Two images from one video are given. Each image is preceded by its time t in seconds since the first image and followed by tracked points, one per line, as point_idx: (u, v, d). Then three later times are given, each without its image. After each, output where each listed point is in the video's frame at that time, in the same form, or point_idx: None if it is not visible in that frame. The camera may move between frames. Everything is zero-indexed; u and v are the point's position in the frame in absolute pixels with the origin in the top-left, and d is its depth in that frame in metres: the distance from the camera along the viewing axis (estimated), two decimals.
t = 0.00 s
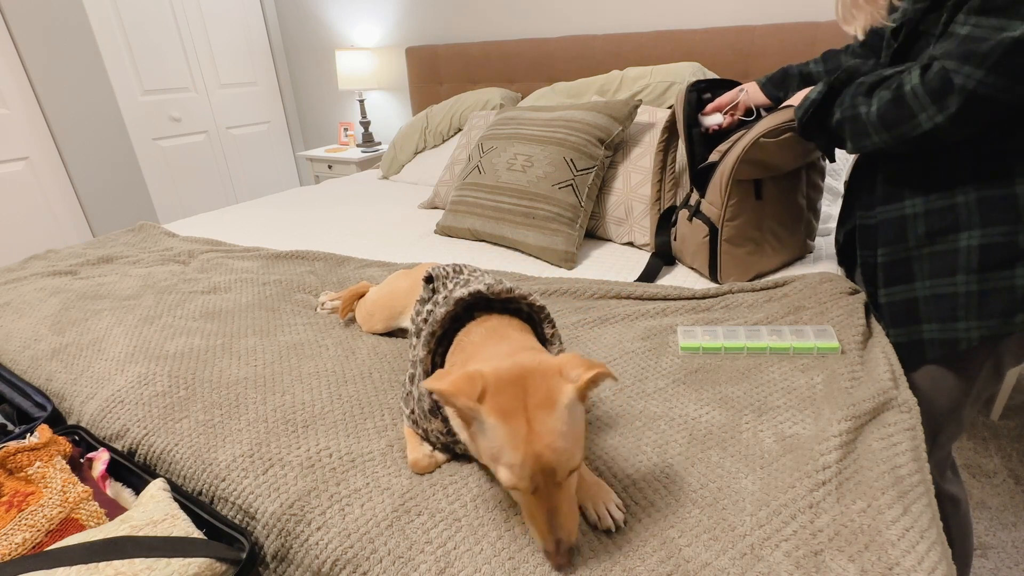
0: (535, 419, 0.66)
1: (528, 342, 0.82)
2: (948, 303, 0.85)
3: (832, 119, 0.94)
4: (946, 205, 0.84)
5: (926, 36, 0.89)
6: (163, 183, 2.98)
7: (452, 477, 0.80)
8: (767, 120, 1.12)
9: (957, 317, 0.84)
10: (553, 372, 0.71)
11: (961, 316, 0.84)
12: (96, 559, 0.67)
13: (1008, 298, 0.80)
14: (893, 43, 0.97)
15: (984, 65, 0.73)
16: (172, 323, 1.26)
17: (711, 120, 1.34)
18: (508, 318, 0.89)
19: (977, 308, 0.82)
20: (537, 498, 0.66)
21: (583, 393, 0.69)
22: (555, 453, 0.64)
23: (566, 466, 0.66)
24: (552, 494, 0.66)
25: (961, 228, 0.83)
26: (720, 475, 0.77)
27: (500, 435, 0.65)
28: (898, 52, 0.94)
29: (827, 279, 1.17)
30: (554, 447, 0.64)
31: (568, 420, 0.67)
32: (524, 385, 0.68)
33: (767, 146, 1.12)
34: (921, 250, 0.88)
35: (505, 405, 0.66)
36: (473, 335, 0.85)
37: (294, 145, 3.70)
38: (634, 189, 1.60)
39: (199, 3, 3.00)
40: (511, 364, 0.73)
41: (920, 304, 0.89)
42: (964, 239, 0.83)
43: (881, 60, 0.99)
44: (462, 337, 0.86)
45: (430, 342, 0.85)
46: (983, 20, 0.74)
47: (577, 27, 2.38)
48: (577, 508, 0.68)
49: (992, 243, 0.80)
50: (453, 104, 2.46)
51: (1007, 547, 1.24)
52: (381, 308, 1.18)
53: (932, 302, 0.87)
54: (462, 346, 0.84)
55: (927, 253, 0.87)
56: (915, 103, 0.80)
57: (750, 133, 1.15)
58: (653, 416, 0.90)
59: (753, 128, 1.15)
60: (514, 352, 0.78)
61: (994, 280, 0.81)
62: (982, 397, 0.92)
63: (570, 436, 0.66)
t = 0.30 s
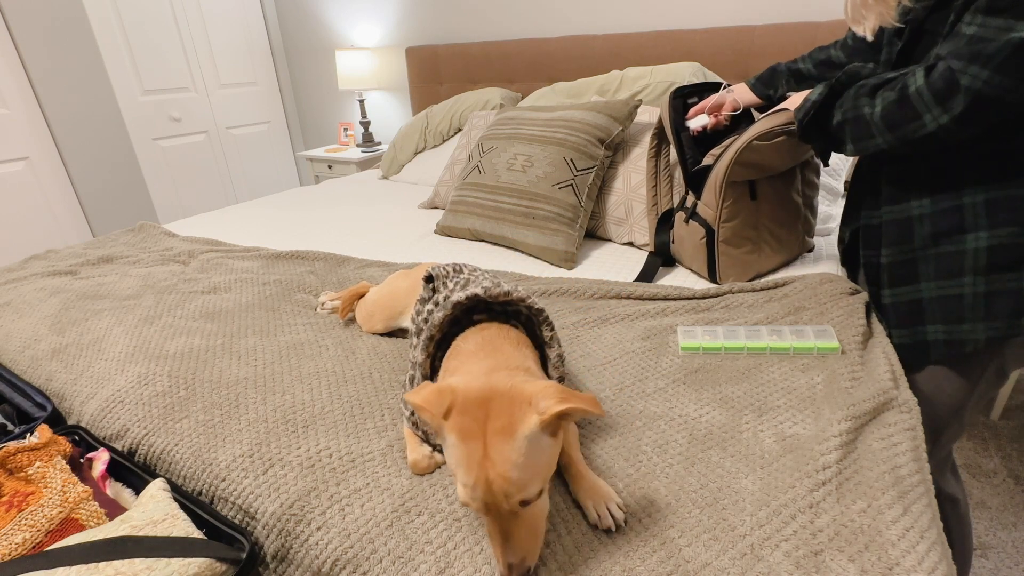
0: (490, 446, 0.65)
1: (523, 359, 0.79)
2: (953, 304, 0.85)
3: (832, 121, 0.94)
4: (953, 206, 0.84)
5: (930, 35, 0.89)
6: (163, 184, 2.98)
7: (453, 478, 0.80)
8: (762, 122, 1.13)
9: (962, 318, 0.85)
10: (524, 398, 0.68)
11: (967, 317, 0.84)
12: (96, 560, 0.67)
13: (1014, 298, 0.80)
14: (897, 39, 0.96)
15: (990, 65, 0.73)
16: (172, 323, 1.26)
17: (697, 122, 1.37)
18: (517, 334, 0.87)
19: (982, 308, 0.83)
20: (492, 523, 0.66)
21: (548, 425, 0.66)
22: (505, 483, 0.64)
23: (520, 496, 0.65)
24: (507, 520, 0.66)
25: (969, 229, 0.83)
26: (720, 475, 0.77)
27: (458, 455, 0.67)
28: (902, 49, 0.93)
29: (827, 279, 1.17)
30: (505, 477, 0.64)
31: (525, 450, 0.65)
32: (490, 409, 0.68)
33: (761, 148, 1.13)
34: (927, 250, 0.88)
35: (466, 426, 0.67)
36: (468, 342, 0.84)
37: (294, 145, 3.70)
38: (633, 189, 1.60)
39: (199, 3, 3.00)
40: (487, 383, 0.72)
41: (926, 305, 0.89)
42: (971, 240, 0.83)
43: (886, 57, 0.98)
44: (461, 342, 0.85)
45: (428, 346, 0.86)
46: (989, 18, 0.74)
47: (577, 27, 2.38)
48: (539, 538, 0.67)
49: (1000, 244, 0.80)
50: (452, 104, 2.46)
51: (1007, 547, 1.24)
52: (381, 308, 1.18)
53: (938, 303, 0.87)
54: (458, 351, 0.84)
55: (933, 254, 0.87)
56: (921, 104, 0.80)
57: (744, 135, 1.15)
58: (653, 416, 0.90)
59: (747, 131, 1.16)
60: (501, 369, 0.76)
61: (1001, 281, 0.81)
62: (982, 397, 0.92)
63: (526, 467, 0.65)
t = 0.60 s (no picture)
0: (464, 457, 0.64)
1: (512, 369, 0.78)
2: (953, 304, 0.85)
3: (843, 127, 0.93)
4: (953, 206, 0.84)
5: (933, 36, 0.89)
6: (163, 184, 2.98)
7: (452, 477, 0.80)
8: (774, 125, 1.12)
9: (962, 319, 0.85)
10: (503, 411, 0.67)
11: (967, 317, 0.84)
12: (95, 560, 0.67)
13: (1014, 298, 0.80)
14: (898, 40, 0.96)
15: (1000, 71, 0.73)
16: (172, 324, 1.26)
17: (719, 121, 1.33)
18: (513, 342, 0.85)
19: (982, 309, 0.83)
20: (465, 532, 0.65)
21: (524, 439, 0.64)
22: (477, 496, 0.63)
23: (492, 509, 0.64)
24: (480, 531, 0.65)
25: (968, 229, 0.83)
26: (720, 475, 0.77)
27: (432, 462, 0.67)
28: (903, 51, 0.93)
29: (827, 279, 1.17)
30: (476, 490, 0.63)
31: (499, 463, 0.64)
32: (465, 418, 0.67)
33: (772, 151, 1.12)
34: (926, 251, 0.88)
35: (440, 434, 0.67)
36: (463, 347, 0.83)
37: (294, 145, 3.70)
38: (633, 189, 1.60)
39: (199, 3, 3.00)
40: (468, 393, 0.71)
41: (925, 305, 0.89)
42: (970, 241, 0.83)
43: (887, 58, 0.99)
44: (457, 345, 0.85)
45: (426, 349, 0.86)
46: (991, 21, 0.74)
47: (577, 27, 2.38)
48: (515, 552, 0.65)
49: (999, 245, 0.80)
50: (452, 104, 2.46)
51: (1007, 547, 1.24)
52: (381, 308, 1.18)
53: (937, 303, 0.87)
54: (452, 356, 0.83)
55: (932, 255, 0.87)
56: (932, 111, 0.80)
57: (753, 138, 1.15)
58: (653, 417, 0.90)
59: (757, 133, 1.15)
60: (487, 379, 0.75)
61: (1000, 281, 0.81)
62: (982, 397, 0.92)
63: (499, 480, 0.64)
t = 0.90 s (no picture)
0: (436, 474, 0.65)
1: (498, 382, 0.76)
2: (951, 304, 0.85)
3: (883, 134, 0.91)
4: (946, 206, 0.87)
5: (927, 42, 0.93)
6: (163, 184, 2.98)
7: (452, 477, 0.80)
8: (827, 137, 1.00)
9: (958, 319, 0.85)
10: (478, 429, 0.66)
11: (963, 316, 0.84)
12: (95, 560, 0.67)
13: (1010, 298, 0.81)
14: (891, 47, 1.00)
15: (1013, 72, 0.75)
16: (172, 324, 1.26)
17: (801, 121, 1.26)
18: (507, 353, 0.83)
19: (977, 309, 0.83)
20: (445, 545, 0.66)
21: (496, 460, 0.63)
22: (448, 513, 0.64)
23: (464, 525, 0.64)
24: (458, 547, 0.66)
25: (962, 228, 0.85)
26: (720, 475, 0.77)
27: (411, 477, 0.68)
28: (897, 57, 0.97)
29: (828, 279, 1.17)
30: (447, 507, 0.63)
31: (470, 482, 0.64)
32: (440, 435, 0.67)
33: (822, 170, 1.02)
34: (921, 250, 0.90)
35: (416, 450, 0.67)
36: (455, 354, 0.83)
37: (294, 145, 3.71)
38: (633, 189, 1.59)
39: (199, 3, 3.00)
40: (448, 409, 0.70)
41: (920, 304, 0.91)
42: (964, 240, 0.84)
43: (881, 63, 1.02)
44: (450, 351, 0.85)
45: (422, 353, 0.86)
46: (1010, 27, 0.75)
47: (577, 27, 2.38)
48: (494, 566, 0.66)
49: (993, 244, 0.82)
50: (452, 104, 2.46)
51: (1007, 547, 1.24)
52: (380, 308, 1.18)
53: (933, 303, 0.88)
54: (444, 363, 0.82)
55: (927, 254, 0.89)
56: (974, 121, 0.78)
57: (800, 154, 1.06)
58: (653, 417, 0.90)
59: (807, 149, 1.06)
60: (470, 391, 0.74)
61: (996, 280, 0.82)
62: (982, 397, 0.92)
63: (471, 499, 0.64)
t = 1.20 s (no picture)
0: (431, 467, 0.66)
1: (497, 375, 0.77)
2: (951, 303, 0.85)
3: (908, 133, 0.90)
4: (951, 207, 0.89)
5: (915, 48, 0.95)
6: (163, 184, 2.98)
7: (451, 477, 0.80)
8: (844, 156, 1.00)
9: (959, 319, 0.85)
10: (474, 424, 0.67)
11: (969, 320, 0.86)
12: (95, 560, 0.67)
13: (1017, 298, 0.83)
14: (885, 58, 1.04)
15: None
16: (172, 324, 1.26)
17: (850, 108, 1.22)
18: (506, 349, 0.84)
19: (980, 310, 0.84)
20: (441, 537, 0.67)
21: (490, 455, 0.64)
22: (443, 505, 0.65)
23: (459, 517, 0.65)
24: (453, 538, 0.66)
25: (968, 230, 0.87)
26: (720, 475, 0.77)
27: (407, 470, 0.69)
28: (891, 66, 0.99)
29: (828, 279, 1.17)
30: (441, 500, 0.64)
31: (464, 475, 0.65)
32: (436, 430, 0.68)
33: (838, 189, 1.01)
34: (928, 251, 0.93)
35: (411, 443, 0.68)
36: (455, 350, 0.83)
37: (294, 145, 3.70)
38: (634, 189, 1.59)
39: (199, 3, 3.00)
40: (444, 402, 0.71)
41: (923, 307, 0.94)
42: (970, 242, 0.87)
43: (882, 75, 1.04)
44: (451, 345, 0.85)
45: (422, 353, 0.86)
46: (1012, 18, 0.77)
47: (577, 27, 2.38)
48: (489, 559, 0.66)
49: (1000, 244, 0.84)
50: (452, 104, 2.46)
51: (1007, 547, 1.24)
52: (380, 308, 1.18)
53: (936, 306, 0.91)
54: (444, 358, 0.83)
55: (933, 255, 0.92)
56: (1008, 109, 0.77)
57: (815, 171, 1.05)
58: (653, 417, 0.90)
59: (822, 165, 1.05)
60: (467, 385, 0.74)
61: (1003, 280, 0.84)
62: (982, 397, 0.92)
63: (465, 491, 0.65)
